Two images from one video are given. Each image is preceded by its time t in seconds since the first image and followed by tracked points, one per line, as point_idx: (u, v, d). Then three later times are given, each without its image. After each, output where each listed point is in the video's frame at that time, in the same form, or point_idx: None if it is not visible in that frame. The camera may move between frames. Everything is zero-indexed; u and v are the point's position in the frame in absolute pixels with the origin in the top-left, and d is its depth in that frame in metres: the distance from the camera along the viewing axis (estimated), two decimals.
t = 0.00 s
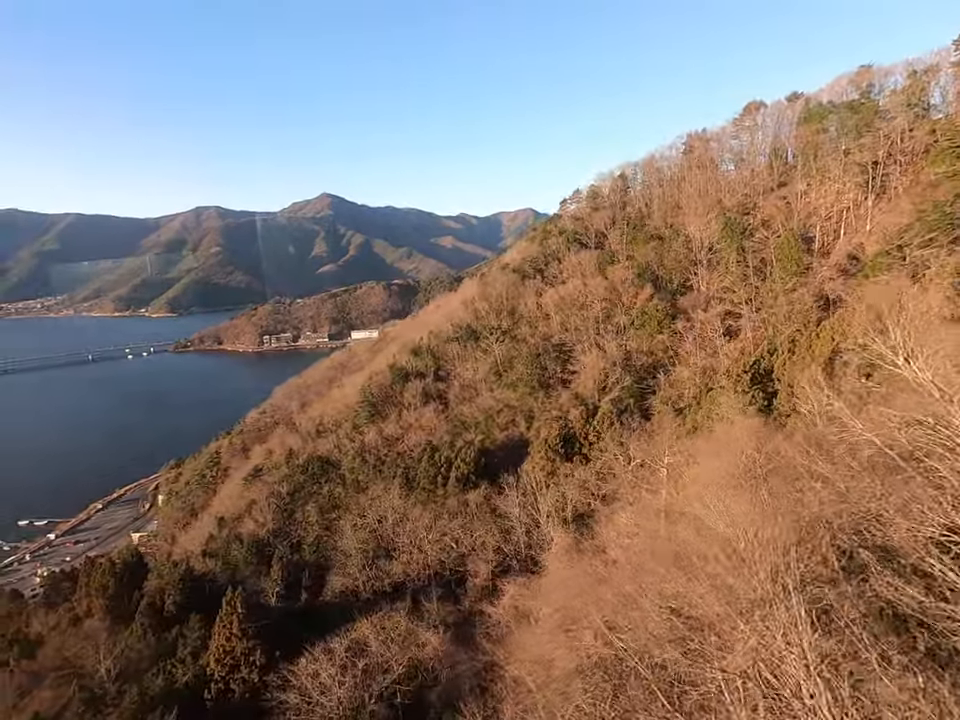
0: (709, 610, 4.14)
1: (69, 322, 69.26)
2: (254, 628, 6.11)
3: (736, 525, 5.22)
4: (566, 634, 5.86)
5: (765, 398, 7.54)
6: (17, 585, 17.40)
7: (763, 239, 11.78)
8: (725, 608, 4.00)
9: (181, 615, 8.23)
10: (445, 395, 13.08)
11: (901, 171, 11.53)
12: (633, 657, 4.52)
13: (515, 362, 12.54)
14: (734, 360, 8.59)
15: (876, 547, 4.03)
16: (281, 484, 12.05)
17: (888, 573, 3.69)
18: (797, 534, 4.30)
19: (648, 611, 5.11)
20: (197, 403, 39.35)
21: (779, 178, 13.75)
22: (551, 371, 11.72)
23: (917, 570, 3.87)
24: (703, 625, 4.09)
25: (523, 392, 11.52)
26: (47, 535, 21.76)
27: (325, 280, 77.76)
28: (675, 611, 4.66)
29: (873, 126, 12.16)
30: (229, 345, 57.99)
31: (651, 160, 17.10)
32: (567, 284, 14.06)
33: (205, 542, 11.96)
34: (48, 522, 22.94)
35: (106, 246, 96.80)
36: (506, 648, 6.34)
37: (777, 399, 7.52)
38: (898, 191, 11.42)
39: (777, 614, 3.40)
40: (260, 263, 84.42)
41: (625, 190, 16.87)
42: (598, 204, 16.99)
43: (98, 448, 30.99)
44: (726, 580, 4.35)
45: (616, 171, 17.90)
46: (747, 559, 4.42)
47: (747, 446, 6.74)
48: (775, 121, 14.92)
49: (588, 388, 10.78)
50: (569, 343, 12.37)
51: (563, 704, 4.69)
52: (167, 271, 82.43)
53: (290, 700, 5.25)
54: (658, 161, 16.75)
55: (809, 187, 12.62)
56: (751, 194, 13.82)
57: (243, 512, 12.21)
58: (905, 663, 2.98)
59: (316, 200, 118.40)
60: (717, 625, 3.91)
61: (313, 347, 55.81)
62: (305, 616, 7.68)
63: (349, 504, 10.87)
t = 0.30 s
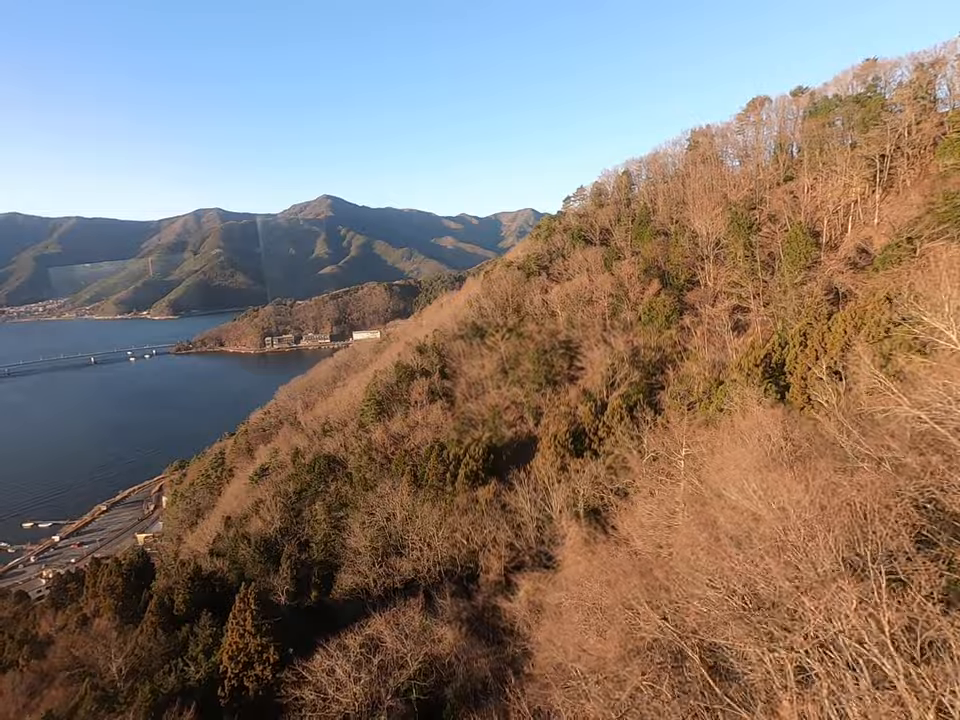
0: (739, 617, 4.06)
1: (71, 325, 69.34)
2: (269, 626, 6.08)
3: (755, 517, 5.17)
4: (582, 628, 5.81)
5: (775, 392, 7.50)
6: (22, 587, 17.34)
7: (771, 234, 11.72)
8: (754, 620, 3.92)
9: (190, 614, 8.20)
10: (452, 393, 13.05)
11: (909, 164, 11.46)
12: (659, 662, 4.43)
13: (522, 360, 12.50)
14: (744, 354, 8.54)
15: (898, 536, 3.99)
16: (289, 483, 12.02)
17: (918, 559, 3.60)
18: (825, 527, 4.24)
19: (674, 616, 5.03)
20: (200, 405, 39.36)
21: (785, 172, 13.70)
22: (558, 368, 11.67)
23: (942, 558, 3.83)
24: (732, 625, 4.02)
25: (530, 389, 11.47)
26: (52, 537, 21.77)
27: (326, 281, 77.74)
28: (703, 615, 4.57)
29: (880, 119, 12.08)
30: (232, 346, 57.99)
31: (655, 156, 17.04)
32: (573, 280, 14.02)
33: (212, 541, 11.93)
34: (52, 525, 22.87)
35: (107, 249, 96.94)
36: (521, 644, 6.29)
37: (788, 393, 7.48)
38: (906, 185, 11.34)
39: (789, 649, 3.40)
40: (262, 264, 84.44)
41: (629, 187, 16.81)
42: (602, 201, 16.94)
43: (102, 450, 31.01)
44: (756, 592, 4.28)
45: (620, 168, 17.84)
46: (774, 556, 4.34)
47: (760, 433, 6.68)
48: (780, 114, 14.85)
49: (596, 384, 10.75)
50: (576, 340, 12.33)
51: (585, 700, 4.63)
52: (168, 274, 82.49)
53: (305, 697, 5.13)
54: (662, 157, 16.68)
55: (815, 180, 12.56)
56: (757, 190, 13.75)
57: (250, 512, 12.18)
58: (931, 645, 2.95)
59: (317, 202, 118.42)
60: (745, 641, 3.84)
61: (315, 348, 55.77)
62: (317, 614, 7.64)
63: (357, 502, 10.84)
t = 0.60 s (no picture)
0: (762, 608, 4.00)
1: (73, 327, 69.43)
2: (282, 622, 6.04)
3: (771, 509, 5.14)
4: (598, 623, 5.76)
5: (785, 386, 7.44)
6: (26, 589, 17.32)
7: (777, 228, 11.66)
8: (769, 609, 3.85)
9: (198, 612, 8.17)
10: (457, 391, 13.01)
11: (915, 157, 11.38)
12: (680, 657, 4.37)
13: (528, 357, 12.47)
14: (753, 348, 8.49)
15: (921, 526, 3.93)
16: (295, 482, 11.98)
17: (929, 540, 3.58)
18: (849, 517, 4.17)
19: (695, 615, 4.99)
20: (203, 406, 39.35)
21: (790, 166, 13.61)
22: (564, 364, 11.61)
23: None
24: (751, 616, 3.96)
25: (536, 385, 11.42)
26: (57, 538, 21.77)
27: (327, 282, 77.65)
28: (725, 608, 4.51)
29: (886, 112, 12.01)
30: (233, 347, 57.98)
31: (659, 152, 16.99)
32: (578, 277, 13.98)
33: (219, 540, 11.90)
34: (56, 526, 22.86)
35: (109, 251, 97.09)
36: (534, 639, 6.23)
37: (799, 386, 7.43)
38: (913, 178, 11.27)
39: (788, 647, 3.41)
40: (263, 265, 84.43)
41: (633, 183, 16.76)
42: (606, 198, 16.89)
43: (106, 452, 31.03)
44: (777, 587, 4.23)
45: (623, 165, 17.79)
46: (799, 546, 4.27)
47: (774, 425, 6.64)
48: (784, 109, 14.69)
49: (602, 381, 10.70)
50: (582, 337, 12.30)
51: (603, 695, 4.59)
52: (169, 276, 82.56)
53: (320, 693, 5.21)
54: (666, 154, 16.63)
55: (821, 174, 12.49)
56: (762, 185, 13.69)
57: (256, 510, 12.15)
58: None
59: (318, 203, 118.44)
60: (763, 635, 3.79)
61: (317, 349, 55.72)
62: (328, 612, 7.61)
63: (363, 500, 10.80)
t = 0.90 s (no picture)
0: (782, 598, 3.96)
1: (71, 328, 69.31)
2: (293, 618, 5.99)
3: (784, 498, 5.09)
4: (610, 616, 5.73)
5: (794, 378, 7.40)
6: (27, 589, 17.26)
7: (781, 222, 11.60)
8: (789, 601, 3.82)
9: (204, 609, 8.14)
10: (461, 388, 12.98)
11: (920, 151, 11.32)
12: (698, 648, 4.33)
13: (532, 353, 12.44)
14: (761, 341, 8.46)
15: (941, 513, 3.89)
16: (299, 479, 11.95)
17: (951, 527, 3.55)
18: (868, 502, 4.11)
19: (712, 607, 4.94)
20: (203, 407, 39.29)
21: (793, 161, 13.53)
22: (568, 360, 11.57)
23: None
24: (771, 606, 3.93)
25: (541, 381, 11.38)
26: (57, 538, 21.72)
27: (326, 282, 77.49)
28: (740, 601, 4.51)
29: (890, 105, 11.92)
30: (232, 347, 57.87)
31: (661, 148, 16.94)
32: (581, 273, 13.95)
33: (223, 537, 11.87)
34: (56, 527, 22.77)
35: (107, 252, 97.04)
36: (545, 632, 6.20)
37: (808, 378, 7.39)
38: (918, 172, 11.20)
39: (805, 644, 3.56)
40: (262, 265, 84.32)
41: (635, 179, 16.72)
42: (608, 194, 16.84)
43: (106, 452, 30.97)
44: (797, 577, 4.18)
45: (625, 160, 17.74)
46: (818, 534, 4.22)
47: (784, 417, 6.60)
48: (786, 104, 14.64)
49: (607, 376, 10.66)
50: (586, 333, 12.27)
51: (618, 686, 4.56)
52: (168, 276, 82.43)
53: (332, 688, 5.21)
54: (668, 150, 16.58)
55: (825, 169, 12.43)
56: (766, 180, 13.64)
57: (260, 508, 12.13)
58: None
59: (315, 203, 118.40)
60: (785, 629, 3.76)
61: (316, 349, 55.58)
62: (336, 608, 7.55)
63: (368, 497, 10.76)
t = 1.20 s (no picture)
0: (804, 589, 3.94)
1: (69, 326, 69.13)
2: (302, 611, 5.98)
3: (800, 489, 5.05)
4: (620, 609, 5.69)
5: (802, 370, 7.36)
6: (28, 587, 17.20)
7: (786, 216, 11.55)
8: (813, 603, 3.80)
9: (209, 604, 8.10)
10: (464, 383, 12.94)
11: (926, 144, 11.25)
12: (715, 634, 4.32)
13: (535, 348, 12.40)
14: (768, 333, 8.42)
15: None
16: (302, 475, 11.90)
17: None
18: (886, 490, 4.07)
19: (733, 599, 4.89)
20: (203, 405, 39.19)
21: (797, 155, 13.45)
22: (572, 355, 11.52)
23: None
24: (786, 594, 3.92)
25: (545, 376, 11.34)
26: (57, 536, 21.65)
27: (325, 280, 77.36)
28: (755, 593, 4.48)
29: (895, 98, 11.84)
30: (231, 346, 57.75)
31: (664, 143, 16.87)
32: (585, 268, 13.90)
33: (226, 533, 11.82)
34: (55, 526, 22.70)
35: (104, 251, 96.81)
36: (554, 625, 6.16)
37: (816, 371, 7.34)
38: (924, 165, 11.14)
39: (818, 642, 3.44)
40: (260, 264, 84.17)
41: (638, 174, 16.66)
42: (611, 189, 16.78)
43: (105, 451, 30.88)
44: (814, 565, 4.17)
45: (627, 155, 17.68)
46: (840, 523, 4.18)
47: (795, 408, 6.55)
48: (789, 99, 14.62)
49: (611, 371, 10.62)
50: (590, 328, 12.23)
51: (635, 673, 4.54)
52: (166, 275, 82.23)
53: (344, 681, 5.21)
54: (670, 145, 16.52)
55: (829, 162, 12.37)
56: (769, 174, 13.58)
57: (263, 503, 12.08)
58: None
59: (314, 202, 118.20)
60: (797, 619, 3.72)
61: (315, 347, 55.46)
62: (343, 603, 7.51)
63: (372, 492, 10.71)
